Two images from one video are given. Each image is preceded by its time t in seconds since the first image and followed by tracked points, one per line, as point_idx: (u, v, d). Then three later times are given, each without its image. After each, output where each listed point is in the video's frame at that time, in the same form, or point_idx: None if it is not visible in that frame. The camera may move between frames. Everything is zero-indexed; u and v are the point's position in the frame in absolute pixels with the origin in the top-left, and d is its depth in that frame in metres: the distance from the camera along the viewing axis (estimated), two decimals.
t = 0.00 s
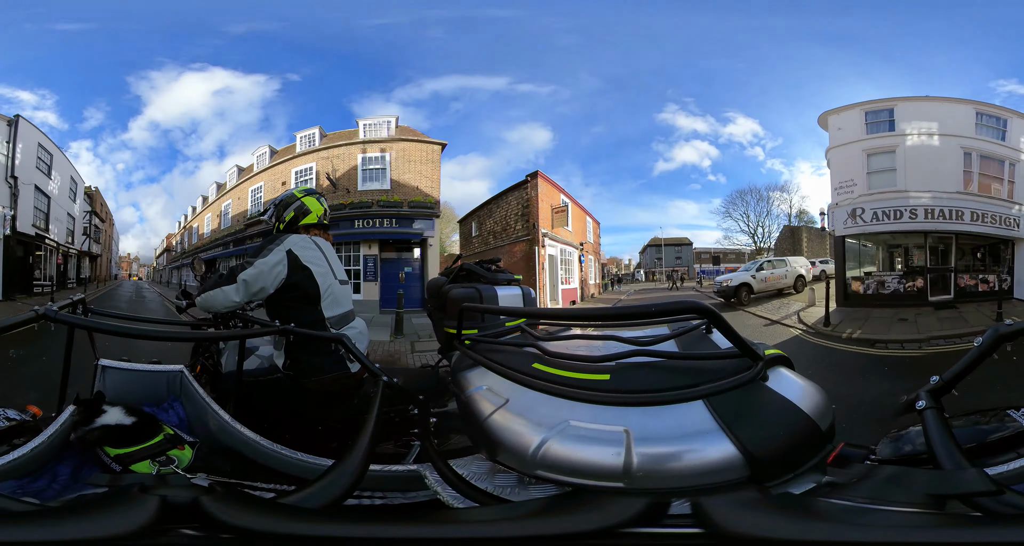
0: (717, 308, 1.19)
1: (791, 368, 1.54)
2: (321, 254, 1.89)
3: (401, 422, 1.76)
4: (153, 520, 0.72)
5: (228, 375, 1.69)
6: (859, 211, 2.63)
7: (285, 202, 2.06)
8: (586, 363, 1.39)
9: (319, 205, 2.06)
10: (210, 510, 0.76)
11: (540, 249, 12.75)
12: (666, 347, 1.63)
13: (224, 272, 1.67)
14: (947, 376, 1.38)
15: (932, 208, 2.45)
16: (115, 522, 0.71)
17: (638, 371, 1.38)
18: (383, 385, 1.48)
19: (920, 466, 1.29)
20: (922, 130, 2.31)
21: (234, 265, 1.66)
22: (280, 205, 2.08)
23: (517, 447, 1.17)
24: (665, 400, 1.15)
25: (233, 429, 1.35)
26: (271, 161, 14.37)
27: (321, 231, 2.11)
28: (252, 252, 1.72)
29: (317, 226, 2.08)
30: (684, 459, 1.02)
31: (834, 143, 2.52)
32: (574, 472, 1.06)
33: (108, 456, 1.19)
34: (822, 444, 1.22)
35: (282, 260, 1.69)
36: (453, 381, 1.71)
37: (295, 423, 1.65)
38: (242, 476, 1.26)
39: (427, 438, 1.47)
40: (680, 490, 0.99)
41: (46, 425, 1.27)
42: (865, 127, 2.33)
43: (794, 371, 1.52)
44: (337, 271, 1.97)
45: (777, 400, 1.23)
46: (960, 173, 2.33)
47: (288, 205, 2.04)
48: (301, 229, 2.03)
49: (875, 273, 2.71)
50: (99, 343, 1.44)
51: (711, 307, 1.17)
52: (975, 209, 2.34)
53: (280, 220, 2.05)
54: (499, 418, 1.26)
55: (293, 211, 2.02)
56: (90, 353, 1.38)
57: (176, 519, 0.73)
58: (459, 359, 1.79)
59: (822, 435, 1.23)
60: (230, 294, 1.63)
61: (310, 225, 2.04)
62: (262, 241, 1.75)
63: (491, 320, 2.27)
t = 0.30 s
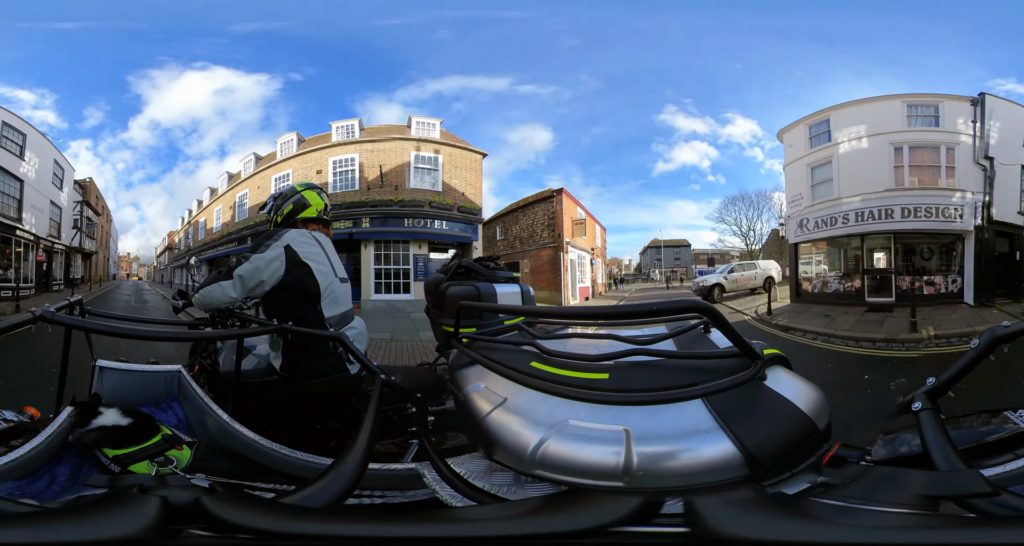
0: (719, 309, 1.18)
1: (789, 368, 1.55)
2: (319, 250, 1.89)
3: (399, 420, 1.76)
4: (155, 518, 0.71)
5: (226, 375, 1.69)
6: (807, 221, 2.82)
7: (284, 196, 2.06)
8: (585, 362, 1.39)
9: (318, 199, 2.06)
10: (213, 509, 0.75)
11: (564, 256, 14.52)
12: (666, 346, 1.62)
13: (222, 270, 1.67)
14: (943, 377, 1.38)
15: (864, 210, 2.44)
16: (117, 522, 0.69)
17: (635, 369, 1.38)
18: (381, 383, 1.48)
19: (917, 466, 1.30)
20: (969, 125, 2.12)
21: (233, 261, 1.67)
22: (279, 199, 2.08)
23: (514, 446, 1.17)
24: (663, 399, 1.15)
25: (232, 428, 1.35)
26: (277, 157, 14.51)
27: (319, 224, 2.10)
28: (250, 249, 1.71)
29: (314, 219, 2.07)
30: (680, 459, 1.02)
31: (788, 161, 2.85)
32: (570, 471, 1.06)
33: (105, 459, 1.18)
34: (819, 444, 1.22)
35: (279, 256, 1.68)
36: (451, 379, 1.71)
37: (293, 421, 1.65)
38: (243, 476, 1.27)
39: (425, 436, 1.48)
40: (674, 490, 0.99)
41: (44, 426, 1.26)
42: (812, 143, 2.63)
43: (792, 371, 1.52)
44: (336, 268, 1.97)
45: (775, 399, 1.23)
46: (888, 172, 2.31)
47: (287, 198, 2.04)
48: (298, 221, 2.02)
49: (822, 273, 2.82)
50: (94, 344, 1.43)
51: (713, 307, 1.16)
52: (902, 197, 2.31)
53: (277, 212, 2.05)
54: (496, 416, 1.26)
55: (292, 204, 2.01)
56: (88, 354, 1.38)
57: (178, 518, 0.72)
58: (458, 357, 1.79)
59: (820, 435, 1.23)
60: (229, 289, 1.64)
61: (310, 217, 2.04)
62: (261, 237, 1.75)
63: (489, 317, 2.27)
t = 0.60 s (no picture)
0: (718, 309, 1.17)
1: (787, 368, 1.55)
2: (320, 249, 1.89)
3: (396, 420, 1.76)
4: (158, 517, 0.71)
5: (223, 375, 1.68)
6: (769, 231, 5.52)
7: (285, 195, 2.06)
8: (582, 362, 1.38)
9: (319, 197, 2.06)
10: (213, 509, 0.75)
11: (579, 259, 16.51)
12: (664, 347, 1.62)
13: (223, 267, 1.68)
14: (943, 378, 1.38)
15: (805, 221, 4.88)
16: (119, 519, 0.69)
17: (633, 370, 1.38)
18: (379, 383, 1.48)
19: (914, 467, 1.30)
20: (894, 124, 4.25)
21: (234, 258, 1.68)
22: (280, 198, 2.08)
23: (509, 446, 1.17)
24: (660, 400, 1.15)
25: (229, 428, 1.35)
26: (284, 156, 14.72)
27: (320, 223, 2.10)
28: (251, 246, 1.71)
29: (315, 219, 2.06)
30: (676, 460, 1.02)
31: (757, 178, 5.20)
32: (566, 471, 1.06)
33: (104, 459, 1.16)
34: (815, 445, 1.21)
35: (280, 254, 1.68)
36: (448, 379, 1.71)
37: (291, 420, 1.65)
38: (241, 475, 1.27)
39: (422, 435, 1.48)
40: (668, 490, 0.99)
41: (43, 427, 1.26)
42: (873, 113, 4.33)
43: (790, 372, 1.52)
44: (336, 266, 1.97)
45: (773, 400, 1.23)
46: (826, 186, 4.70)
47: (288, 197, 2.04)
48: (298, 221, 2.02)
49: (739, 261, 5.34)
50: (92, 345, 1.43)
51: (712, 308, 1.16)
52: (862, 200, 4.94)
53: (278, 211, 2.05)
54: (492, 417, 1.26)
55: (292, 203, 2.01)
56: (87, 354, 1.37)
57: (178, 515, 0.72)
58: (456, 356, 1.79)
59: (817, 436, 1.23)
60: (231, 286, 1.64)
61: (311, 216, 2.03)
62: (262, 236, 1.75)
63: (488, 317, 2.27)
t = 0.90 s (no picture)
0: (718, 309, 1.17)
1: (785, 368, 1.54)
2: (319, 249, 1.88)
3: (394, 421, 1.75)
4: (153, 517, 0.70)
5: (220, 375, 1.67)
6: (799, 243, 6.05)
7: (283, 195, 2.05)
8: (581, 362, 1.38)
9: (318, 198, 2.05)
10: (211, 509, 0.74)
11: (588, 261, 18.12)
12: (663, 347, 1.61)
13: (223, 266, 1.67)
14: (941, 378, 1.37)
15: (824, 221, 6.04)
16: (112, 519, 0.68)
17: (631, 370, 1.37)
18: (377, 383, 1.47)
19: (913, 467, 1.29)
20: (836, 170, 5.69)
21: (232, 257, 1.67)
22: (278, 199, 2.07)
23: (508, 447, 1.16)
24: (658, 401, 1.14)
25: (226, 428, 1.34)
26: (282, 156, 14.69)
27: (318, 224, 2.09)
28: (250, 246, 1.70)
29: (313, 219, 2.05)
30: (676, 460, 1.01)
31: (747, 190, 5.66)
32: (565, 473, 1.05)
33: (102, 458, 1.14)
34: (815, 445, 1.21)
35: (279, 253, 1.68)
36: (445, 379, 1.70)
37: (287, 421, 1.65)
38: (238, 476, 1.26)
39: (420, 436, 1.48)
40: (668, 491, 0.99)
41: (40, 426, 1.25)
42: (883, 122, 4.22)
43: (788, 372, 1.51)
44: (334, 266, 1.96)
45: (772, 401, 1.22)
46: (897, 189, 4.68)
47: (285, 197, 2.04)
48: (296, 222, 2.01)
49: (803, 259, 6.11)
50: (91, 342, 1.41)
51: (711, 308, 1.15)
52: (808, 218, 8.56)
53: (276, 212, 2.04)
54: (490, 418, 1.25)
55: (290, 203, 2.00)
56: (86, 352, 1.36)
57: (176, 516, 0.71)
58: (453, 357, 1.78)
59: (816, 436, 1.23)
60: (230, 286, 1.64)
61: (310, 217, 2.02)
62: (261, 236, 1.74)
63: (485, 317, 2.27)
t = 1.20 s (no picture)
0: (716, 308, 1.18)
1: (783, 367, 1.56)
2: (320, 250, 1.89)
3: (396, 420, 1.77)
4: (159, 519, 0.71)
5: (223, 375, 1.69)
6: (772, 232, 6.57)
7: (283, 197, 2.07)
8: (581, 361, 1.39)
9: (317, 200, 2.07)
10: (213, 512, 0.75)
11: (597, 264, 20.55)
12: (662, 346, 1.63)
13: (225, 267, 1.69)
14: (938, 381, 1.39)
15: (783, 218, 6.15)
16: (120, 520, 0.70)
17: (631, 369, 1.39)
18: (379, 382, 1.48)
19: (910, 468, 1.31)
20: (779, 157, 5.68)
21: (234, 259, 1.69)
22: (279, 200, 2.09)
23: (509, 445, 1.18)
24: (657, 399, 1.16)
25: (229, 427, 1.36)
26: (283, 156, 14.72)
27: (318, 225, 2.10)
28: (251, 247, 1.72)
29: (313, 220, 2.07)
30: (674, 458, 1.03)
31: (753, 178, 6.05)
32: (565, 470, 1.07)
33: (101, 461, 1.15)
34: (811, 444, 1.23)
35: (280, 254, 1.69)
36: (447, 379, 1.72)
37: (291, 419, 1.67)
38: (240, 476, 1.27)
39: (422, 435, 1.49)
40: (665, 489, 1.00)
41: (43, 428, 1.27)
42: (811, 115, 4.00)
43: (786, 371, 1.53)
44: (335, 266, 1.97)
45: (770, 400, 1.24)
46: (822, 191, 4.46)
47: (286, 199, 2.05)
48: (297, 223, 2.02)
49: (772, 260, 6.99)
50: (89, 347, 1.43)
51: (709, 307, 1.17)
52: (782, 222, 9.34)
53: (277, 214, 2.06)
54: (491, 416, 1.27)
55: (291, 204, 2.02)
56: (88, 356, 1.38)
57: (179, 517, 0.73)
58: (454, 356, 1.80)
59: (812, 435, 1.24)
60: (232, 287, 1.66)
61: (310, 218, 2.05)
62: (262, 237, 1.75)
63: (486, 316, 2.28)
